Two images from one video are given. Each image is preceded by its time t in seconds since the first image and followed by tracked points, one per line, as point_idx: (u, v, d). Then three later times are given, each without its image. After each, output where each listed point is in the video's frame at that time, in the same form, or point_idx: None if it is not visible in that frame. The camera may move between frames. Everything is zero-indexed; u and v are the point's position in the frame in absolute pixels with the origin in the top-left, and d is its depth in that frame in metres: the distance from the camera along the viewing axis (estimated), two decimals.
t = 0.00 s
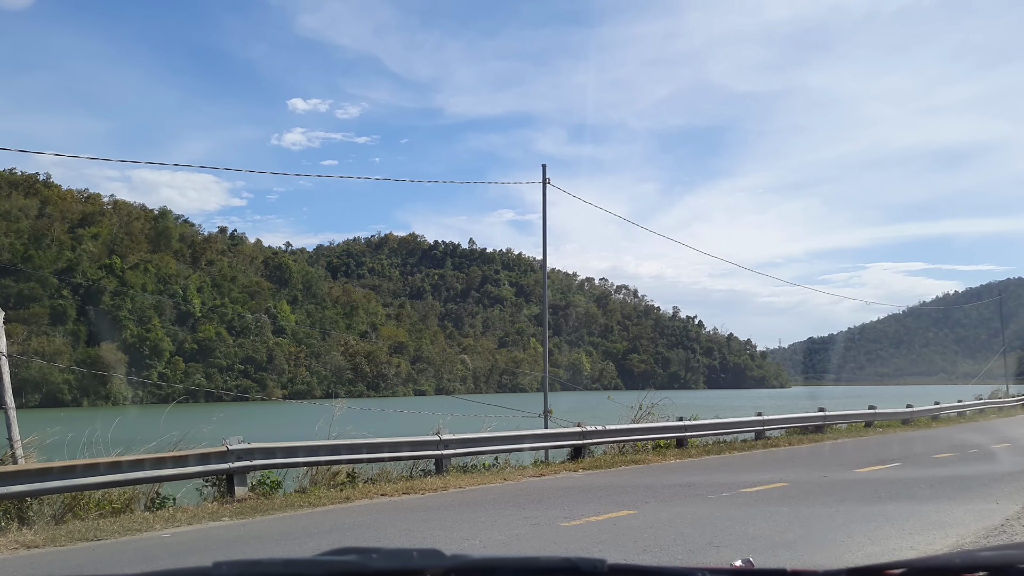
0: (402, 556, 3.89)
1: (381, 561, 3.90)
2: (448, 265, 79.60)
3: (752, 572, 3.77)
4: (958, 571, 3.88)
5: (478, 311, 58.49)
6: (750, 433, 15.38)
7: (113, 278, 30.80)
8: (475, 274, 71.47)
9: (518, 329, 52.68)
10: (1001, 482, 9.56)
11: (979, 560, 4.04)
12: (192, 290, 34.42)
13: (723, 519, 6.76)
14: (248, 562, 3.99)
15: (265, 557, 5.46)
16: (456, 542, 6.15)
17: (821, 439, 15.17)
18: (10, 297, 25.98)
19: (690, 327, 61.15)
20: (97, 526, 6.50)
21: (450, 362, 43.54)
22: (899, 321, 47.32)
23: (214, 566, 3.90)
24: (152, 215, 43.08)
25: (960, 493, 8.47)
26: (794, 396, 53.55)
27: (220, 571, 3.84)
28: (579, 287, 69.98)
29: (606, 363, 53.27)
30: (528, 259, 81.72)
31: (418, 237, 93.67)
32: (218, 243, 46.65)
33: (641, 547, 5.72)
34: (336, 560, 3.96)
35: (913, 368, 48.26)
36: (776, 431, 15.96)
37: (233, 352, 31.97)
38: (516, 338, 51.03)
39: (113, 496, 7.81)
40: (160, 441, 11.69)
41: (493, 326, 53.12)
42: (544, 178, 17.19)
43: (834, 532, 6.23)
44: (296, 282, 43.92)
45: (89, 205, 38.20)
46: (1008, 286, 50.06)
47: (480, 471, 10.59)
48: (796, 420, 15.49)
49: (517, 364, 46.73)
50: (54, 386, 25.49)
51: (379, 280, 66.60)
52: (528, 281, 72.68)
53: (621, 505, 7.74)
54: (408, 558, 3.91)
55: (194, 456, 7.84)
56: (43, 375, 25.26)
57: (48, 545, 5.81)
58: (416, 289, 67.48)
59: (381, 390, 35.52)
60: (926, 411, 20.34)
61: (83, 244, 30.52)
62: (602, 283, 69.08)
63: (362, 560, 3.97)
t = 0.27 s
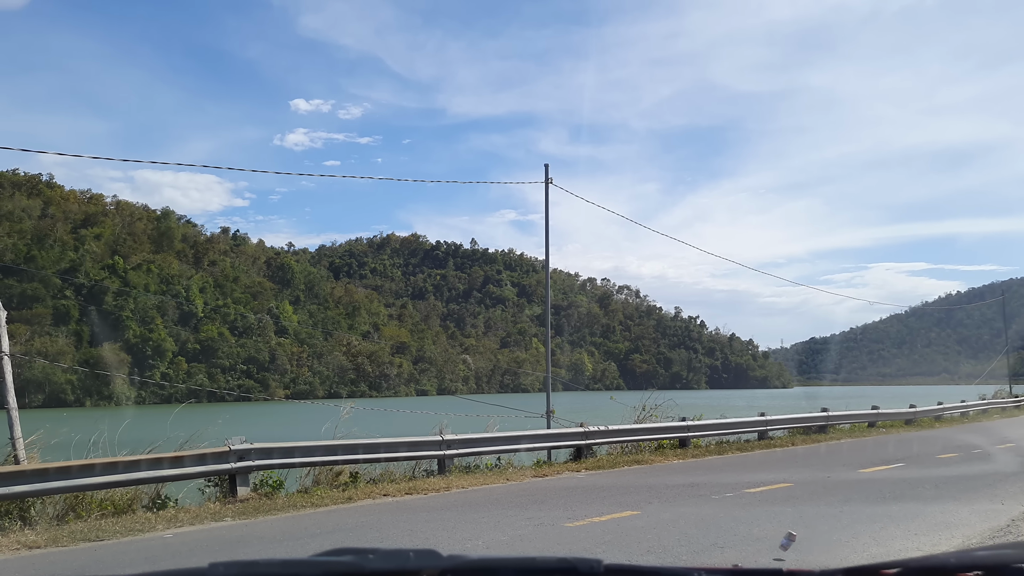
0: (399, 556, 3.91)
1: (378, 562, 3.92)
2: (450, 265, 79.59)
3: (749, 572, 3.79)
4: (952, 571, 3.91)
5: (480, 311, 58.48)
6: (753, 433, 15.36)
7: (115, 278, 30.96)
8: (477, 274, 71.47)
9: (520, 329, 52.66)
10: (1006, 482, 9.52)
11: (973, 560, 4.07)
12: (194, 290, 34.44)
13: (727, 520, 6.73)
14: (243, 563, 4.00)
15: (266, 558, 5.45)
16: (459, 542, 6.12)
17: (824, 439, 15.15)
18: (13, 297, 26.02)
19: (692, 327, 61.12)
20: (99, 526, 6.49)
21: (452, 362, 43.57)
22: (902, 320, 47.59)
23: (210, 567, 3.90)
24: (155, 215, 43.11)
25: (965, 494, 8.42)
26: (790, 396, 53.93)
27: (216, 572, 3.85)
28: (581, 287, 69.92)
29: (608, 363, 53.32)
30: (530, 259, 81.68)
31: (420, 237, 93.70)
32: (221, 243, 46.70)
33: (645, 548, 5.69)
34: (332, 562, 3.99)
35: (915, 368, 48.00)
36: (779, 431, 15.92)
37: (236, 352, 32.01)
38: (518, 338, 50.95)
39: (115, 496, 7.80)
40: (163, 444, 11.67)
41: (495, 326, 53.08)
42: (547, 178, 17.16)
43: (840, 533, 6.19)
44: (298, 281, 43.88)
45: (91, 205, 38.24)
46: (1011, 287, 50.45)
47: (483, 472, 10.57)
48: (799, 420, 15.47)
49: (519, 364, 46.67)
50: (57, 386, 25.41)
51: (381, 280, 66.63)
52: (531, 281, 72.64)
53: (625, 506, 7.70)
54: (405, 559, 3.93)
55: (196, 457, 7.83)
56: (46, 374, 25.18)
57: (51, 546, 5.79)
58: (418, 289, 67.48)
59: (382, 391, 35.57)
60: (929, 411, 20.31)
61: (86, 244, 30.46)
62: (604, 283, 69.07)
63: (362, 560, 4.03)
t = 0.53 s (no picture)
0: (395, 558, 4.06)
1: (374, 562, 4.06)
2: (452, 265, 79.53)
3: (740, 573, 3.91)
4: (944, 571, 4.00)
5: (482, 311, 58.44)
6: (757, 433, 15.32)
7: (117, 278, 31.06)
8: (479, 274, 71.46)
9: (523, 329, 52.62)
10: (1012, 482, 9.48)
11: (965, 561, 4.16)
12: (197, 290, 34.42)
13: (731, 520, 6.72)
14: (242, 563, 4.11)
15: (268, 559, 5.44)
16: (462, 543, 6.09)
17: (828, 440, 15.12)
18: (15, 297, 25.40)
19: (694, 327, 61.08)
20: (101, 526, 6.48)
21: (454, 362, 43.57)
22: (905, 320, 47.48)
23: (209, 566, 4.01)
24: (157, 215, 43.11)
25: (972, 494, 8.39)
26: (787, 396, 53.61)
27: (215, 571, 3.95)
28: (583, 287, 69.83)
29: (610, 363, 53.31)
30: (532, 259, 81.62)
31: (422, 237, 93.65)
32: (223, 243, 46.71)
33: (649, 549, 5.66)
34: (329, 562, 4.13)
35: (919, 368, 47.70)
36: (782, 431, 15.89)
37: (238, 352, 32.00)
38: (520, 338, 50.91)
39: (117, 496, 7.79)
40: (167, 445, 11.68)
41: (497, 326, 53.02)
42: (550, 177, 17.13)
43: (846, 535, 6.17)
44: (301, 281, 43.84)
45: (94, 205, 38.24)
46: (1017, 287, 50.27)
47: (486, 472, 10.55)
48: (803, 420, 15.43)
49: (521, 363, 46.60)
50: (60, 386, 25.44)
51: (383, 280, 66.61)
52: (533, 280, 72.57)
53: (629, 506, 7.69)
54: (402, 559, 4.08)
55: (198, 456, 7.81)
56: (50, 374, 25.34)
57: (53, 546, 5.78)
58: (420, 289, 67.45)
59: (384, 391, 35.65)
60: (932, 411, 20.26)
61: (89, 244, 30.37)
62: (606, 283, 69.01)
63: (354, 562, 4.10)
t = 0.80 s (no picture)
0: (392, 558, 3.96)
1: (372, 564, 3.94)
2: (455, 265, 79.56)
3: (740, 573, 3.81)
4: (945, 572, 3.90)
5: (485, 311, 58.44)
6: (761, 433, 15.26)
7: (121, 278, 31.15)
8: (481, 274, 71.47)
9: (525, 328, 52.60)
10: (1019, 483, 9.43)
11: (965, 561, 4.04)
12: (200, 290, 34.46)
13: (736, 521, 6.67)
14: (238, 563, 4.05)
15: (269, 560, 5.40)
16: (466, 545, 6.05)
17: (832, 440, 15.07)
18: (20, 297, 25.68)
19: (697, 327, 61.04)
20: (102, 526, 6.45)
21: (457, 362, 43.57)
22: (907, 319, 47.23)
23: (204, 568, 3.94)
24: (160, 215, 43.19)
25: (979, 494, 8.36)
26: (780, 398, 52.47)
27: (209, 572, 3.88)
28: (586, 287, 69.79)
29: (613, 363, 53.33)
30: (535, 259, 81.58)
31: (425, 237, 93.73)
32: (227, 243, 46.80)
33: (655, 550, 5.63)
34: (325, 563, 4.03)
35: (922, 368, 47.33)
36: (786, 431, 15.83)
37: (241, 352, 32.02)
38: (523, 337, 50.85)
39: (119, 496, 7.77)
40: (169, 445, 11.65)
41: (500, 326, 52.96)
42: (554, 177, 17.10)
43: (853, 536, 6.13)
44: (304, 282, 43.82)
45: (97, 206, 38.32)
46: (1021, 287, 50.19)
47: (489, 472, 10.52)
48: (807, 420, 15.38)
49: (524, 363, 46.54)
50: (63, 386, 25.45)
51: (386, 280, 66.68)
52: (536, 280, 72.59)
53: (633, 507, 7.65)
54: (399, 560, 3.97)
55: (200, 457, 7.78)
56: (53, 374, 25.22)
57: (53, 547, 5.76)
58: (423, 289, 67.49)
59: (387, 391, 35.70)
60: (937, 411, 20.19)
61: (92, 244, 30.45)
62: (608, 283, 68.96)
63: (351, 563, 4.00)
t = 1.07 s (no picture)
0: (393, 559, 3.96)
1: (372, 564, 3.94)
2: (460, 265, 79.58)
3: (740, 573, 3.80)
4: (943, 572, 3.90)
5: (491, 311, 58.42)
6: (768, 433, 15.20)
7: (127, 278, 31.29)
8: (487, 274, 71.47)
9: (531, 328, 52.55)
10: None
11: (965, 562, 4.03)
12: (206, 291, 34.54)
13: (745, 522, 6.63)
14: (238, 565, 4.06)
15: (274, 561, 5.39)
16: (473, 545, 6.02)
17: (840, 440, 14.98)
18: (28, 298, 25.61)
19: (703, 327, 60.88)
20: (108, 527, 6.44)
21: (463, 363, 43.58)
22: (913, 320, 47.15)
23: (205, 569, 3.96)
24: (167, 216, 43.31)
25: (991, 495, 8.27)
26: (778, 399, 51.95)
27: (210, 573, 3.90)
28: (592, 287, 69.67)
29: (619, 363, 53.27)
30: (540, 258, 81.52)
31: (430, 237, 93.77)
32: (233, 244, 46.90)
33: (664, 551, 5.59)
34: (326, 564, 4.03)
35: (928, 368, 47.71)
36: (794, 431, 15.76)
37: (247, 352, 32.10)
38: (529, 337, 50.79)
39: (125, 497, 7.76)
40: (175, 445, 11.65)
41: (505, 326, 52.92)
42: (559, 177, 17.04)
43: (864, 536, 6.08)
44: (309, 282, 43.85)
45: (104, 206, 38.43)
46: None
47: (495, 472, 10.49)
48: (814, 420, 15.31)
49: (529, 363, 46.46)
50: (71, 387, 25.58)
51: (391, 280, 66.73)
52: (541, 280, 72.51)
53: (641, 507, 7.61)
54: (400, 561, 3.97)
55: (206, 457, 7.77)
56: (60, 374, 25.33)
57: (59, 547, 5.75)
58: (428, 289, 67.52)
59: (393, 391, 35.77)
60: (945, 411, 20.07)
61: (99, 245, 30.55)
62: (614, 283, 68.89)
63: (352, 564, 3.97)
